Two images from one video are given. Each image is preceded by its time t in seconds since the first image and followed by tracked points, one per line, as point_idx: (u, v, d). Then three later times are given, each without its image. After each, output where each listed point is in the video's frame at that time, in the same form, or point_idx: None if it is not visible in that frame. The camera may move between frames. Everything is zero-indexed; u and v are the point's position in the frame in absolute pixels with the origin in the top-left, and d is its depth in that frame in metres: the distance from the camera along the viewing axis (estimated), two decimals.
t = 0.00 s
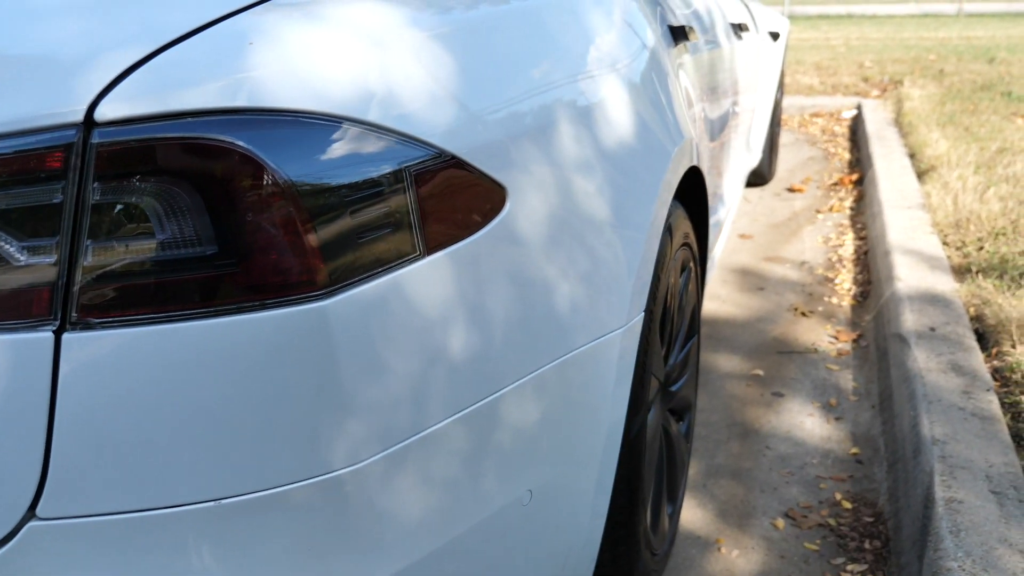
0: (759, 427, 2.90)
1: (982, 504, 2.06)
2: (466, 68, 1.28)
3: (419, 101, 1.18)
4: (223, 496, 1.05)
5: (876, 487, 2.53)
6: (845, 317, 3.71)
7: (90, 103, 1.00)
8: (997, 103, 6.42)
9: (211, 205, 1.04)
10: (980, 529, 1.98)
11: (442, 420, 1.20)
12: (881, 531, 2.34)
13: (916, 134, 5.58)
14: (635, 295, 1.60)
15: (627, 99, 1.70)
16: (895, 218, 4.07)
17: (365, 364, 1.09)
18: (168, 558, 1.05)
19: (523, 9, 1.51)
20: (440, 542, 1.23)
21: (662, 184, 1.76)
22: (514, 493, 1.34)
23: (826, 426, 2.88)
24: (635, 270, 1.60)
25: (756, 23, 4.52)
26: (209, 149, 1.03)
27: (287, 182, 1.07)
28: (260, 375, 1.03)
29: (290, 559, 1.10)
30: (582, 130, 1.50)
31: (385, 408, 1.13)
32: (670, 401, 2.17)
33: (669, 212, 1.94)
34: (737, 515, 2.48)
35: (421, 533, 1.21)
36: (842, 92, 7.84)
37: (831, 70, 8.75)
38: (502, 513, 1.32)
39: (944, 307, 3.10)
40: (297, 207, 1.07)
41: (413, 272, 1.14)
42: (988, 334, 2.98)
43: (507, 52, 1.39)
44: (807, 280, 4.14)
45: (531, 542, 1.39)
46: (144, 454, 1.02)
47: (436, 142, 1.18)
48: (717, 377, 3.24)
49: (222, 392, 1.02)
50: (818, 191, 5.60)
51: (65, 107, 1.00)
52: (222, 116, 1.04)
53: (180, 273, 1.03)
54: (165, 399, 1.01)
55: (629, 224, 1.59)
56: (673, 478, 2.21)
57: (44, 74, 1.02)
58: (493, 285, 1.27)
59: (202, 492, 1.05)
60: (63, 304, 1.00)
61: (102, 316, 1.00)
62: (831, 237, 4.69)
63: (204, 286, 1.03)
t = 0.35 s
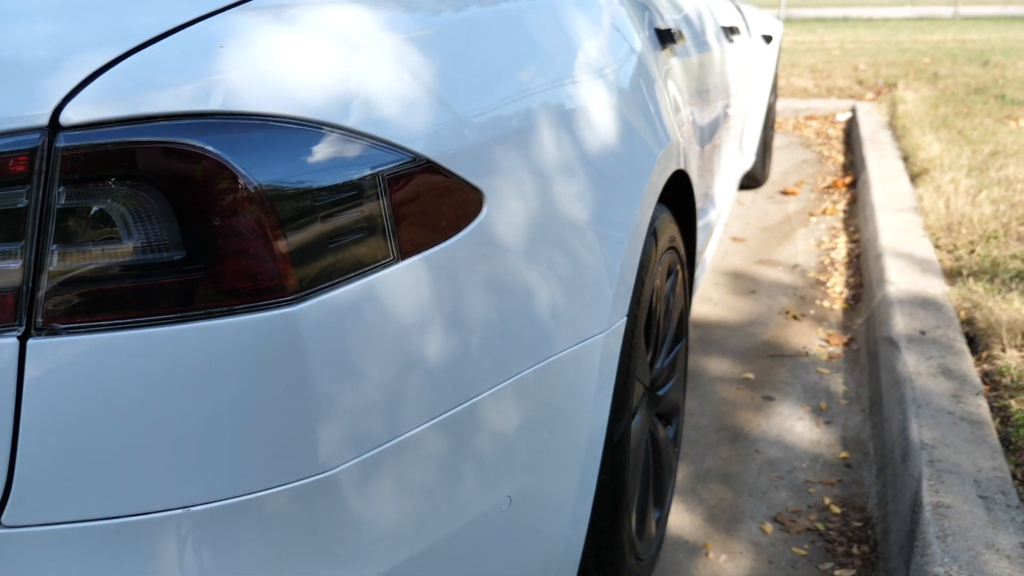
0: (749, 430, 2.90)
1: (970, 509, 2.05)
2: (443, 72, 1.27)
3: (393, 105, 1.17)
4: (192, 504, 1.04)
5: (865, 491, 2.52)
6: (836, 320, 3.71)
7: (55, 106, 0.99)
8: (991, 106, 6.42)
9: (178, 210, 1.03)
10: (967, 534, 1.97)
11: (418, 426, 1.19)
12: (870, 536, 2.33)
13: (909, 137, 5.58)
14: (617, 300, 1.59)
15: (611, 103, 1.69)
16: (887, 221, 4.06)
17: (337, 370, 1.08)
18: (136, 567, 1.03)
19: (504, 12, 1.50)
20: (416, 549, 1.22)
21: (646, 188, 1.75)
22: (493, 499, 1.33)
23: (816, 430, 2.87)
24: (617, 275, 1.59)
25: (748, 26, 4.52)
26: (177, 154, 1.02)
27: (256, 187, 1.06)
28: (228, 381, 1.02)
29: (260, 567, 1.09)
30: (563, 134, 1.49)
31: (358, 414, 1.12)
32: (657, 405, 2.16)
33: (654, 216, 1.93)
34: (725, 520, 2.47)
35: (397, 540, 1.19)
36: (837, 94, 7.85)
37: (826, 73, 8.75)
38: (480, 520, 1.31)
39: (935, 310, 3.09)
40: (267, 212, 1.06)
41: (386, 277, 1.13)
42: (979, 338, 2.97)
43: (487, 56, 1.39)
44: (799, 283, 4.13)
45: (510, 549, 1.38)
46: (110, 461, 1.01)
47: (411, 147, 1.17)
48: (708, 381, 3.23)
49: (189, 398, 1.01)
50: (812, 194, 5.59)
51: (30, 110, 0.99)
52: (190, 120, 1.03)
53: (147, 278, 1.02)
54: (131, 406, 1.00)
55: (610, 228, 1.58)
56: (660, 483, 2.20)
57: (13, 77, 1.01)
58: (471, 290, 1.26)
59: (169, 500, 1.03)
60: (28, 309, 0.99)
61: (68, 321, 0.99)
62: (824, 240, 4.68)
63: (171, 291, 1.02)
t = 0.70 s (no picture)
0: (738, 435, 2.89)
1: (956, 515, 2.04)
2: (418, 77, 1.27)
3: (366, 110, 1.16)
4: (155, 514, 1.03)
5: (853, 497, 2.51)
6: (827, 324, 3.70)
7: (17, 111, 0.99)
8: (983, 110, 6.43)
9: (142, 217, 1.02)
10: (953, 540, 1.96)
11: (391, 434, 1.18)
12: (857, 542, 2.32)
13: (902, 141, 5.59)
14: (598, 306, 1.58)
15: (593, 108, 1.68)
16: (878, 224, 4.06)
17: (306, 378, 1.07)
18: None
19: (484, 17, 1.50)
20: (390, 558, 1.20)
21: (628, 193, 1.75)
22: (470, 507, 1.32)
23: (805, 435, 2.86)
24: (597, 280, 1.58)
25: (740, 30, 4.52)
26: (140, 160, 1.02)
27: (221, 193, 1.05)
28: (192, 390, 1.01)
29: None
30: (542, 139, 1.49)
31: (329, 422, 1.10)
32: (642, 411, 2.15)
33: (638, 221, 1.92)
34: (712, 526, 2.46)
35: (371, 550, 1.18)
36: (831, 98, 7.86)
37: (820, 77, 8.77)
38: (457, 528, 1.30)
39: (925, 314, 3.09)
40: (234, 219, 1.05)
41: (356, 284, 1.12)
42: (968, 342, 2.97)
43: (463, 61, 1.38)
44: (791, 287, 4.13)
45: (488, 557, 1.37)
46: (73, 472, 1.00)
47: (383, 152, 1.16)
48: (698, 386, 3.22)
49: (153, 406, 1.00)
50: (805, 197, 5.59)
51: None
52: (154, 125, 1.02)
53: (109, 286, 1.01)
54: (93, 415, 0.99)
55: (590, 233, 1.57)
56: (645, 489, 2.19)
57: None
58: (447, 297, 1.25)
59: (133, 510, 1.02)
60: None
61: (29, 329, 0.98)
62: (815, 244, 4.68)
63: (134, 299, 1.01)
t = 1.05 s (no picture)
0: (727, 442, 2.88)
1: (944, 522, 2.03)
2: (394, 84, 1.26)
3: (340, 116, 1.16)
4: (124, 527, 1.02)
5: (842, 504, 2.50)
6: (818, 330, 3.70)
7: None
8: (975, 115, 6.44)
9: (109, 226, 1.01)
10: (941, 548, 1.95)
11: (366, 444, 1.17)
12: (846, 549, 2.31)
13: (894, 146, 5.59)
14: (579, 313, 1.58)
15: (575, 115, 1.68)
16: (870, 230, 4.06)
17: (276, 389, 1.06)
18: None
19: (463, 24, 1.49)
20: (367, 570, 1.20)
21: (611, 200, 1.74)
22: (449, 518, 1.31)
23: (795, 442, 2.85)
24: (579, 288, 1.57)
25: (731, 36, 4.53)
26: (106, 169, 1.01)
27: (188, 203, 1.04)
28: (159, 402, 1.00)
29: None
30: (523, 147, 1.48)
31: (301, 434, 1.09)
32: (629, 418, 2.14)
33: (623, 228, 1.91)
34: (701, 533, 2.45)
35: (346, 562, 1.17)
36: (824, 104, 7.87)
37: (814, 82, 8.78)
38: (435, 539, 1.29)
39: (915, 320, 3.08)
40: (201, 229, 1.04)
41: (329, 293, 1.11)
42: (958, 347, 2.96)
43: (442, 68, 1.37)
44: (783, 292, 4.12)
45: (467, 568, 1.36)
46: (41, 484, 0.99)
47: (357, 160, 1.16)
48: (688, 392, 3.22)
49: (120, 419, 0.99)
50: (798, 203, 5.59)
51: None
52: (120, 134, 1.01)
53: (75, 296, 1.00)
54: (59, 427, 0.98)
55: (572, 241, 1.56)
56: (632, 497, 2.18)
57: None
58: (423, 306, 1.24)
59: (101, 522, 1.02)
60: None
61: None
62: (808, 250, 4.68)
63: (100, 310, 1.00)
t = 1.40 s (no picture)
0: (716, 448, 2.87)
1: (930, 529, 2.03)
2: (367, 91, 1.26)
3: (309, 123, 1.16)
4: (88, 539, 1.01)
5: (829, 510, 2.49)
6: (808, 335, 3.69)
7: None
8: (966, 120, 6.45)
9: (72, 234, 1.01)
10: (926, 555, 1.94)
11: (338, 453, 1.17)
12: (832, 556, 2.31)
13: (886, 151, 5.59)
14: (559, 320, 1.57)
15: (556, 121, 1.67)
16: (860, 235, 4.05)
17: (244, 398, 1.05)
18: None
19: (441, 31, 1.49)
20: None
21: (592, 206, 1.73)
22: (424, 527, 1.31)
23: (783, 448, 2.84)
24: (558, 295, 1.57)
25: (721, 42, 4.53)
26: (69, 177, 1.00)
27: (152, 211, 1.03)
28: (123, 412, 0.99)
29: None
30: (501, 153, 1.47)
31: (270, 443, 1.09)
32: (614, 425, 2.13)
33: (606, 234, 1.91)
34: (688, 540, 2.44)
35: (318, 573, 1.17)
36: (817, 109, 7.87)
37: (807, 88, 8.79)
38: (410, 549, 1.29)
39: (904, 325, 3.08)
40: (165, 239, 1.03)
41: (298, 302, 1.10)
42: (946, 352, 2.95)
43: (418, 74, 1.37)
44: (773, 298, 4.11)
45: None
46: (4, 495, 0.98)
47: (328, 168, 1.15)
48: (677, 398, 3.21)
49: (83, 429, 0.98)
50: (789, 208, 5.59)
51: None
52: (83, 141, 1.01)
53: (38, 305, 0.99)
54: (22, 437, 0.97)
55: (552, 247, 1.56)
56: (618, 504, 2.17)
57: None
58: (398, 314, 1.23)
59: (65, 534, 1.00)
60: None
61: None
62: (799, 255, 4.67)
63: (63, 319, 0.99)
